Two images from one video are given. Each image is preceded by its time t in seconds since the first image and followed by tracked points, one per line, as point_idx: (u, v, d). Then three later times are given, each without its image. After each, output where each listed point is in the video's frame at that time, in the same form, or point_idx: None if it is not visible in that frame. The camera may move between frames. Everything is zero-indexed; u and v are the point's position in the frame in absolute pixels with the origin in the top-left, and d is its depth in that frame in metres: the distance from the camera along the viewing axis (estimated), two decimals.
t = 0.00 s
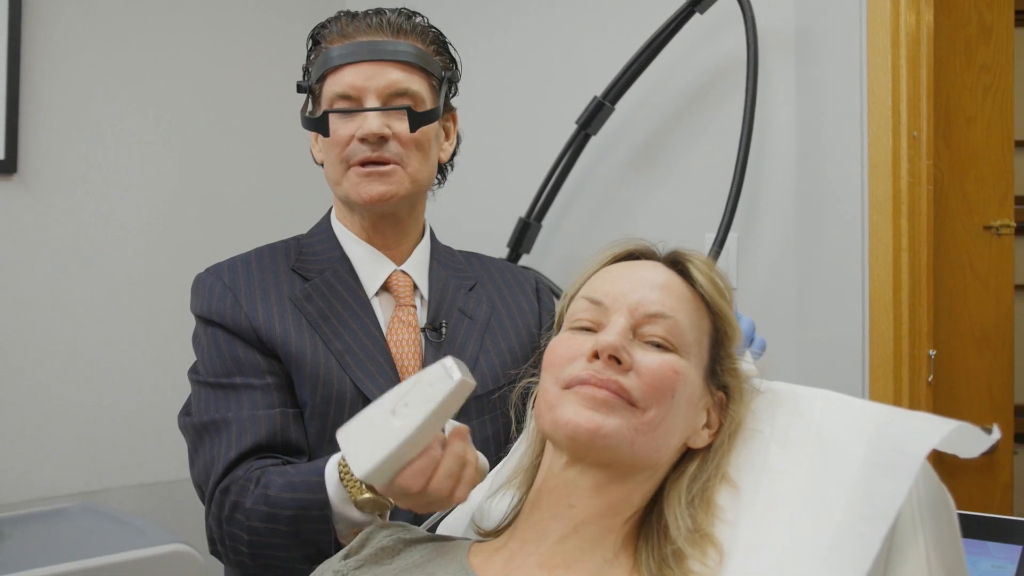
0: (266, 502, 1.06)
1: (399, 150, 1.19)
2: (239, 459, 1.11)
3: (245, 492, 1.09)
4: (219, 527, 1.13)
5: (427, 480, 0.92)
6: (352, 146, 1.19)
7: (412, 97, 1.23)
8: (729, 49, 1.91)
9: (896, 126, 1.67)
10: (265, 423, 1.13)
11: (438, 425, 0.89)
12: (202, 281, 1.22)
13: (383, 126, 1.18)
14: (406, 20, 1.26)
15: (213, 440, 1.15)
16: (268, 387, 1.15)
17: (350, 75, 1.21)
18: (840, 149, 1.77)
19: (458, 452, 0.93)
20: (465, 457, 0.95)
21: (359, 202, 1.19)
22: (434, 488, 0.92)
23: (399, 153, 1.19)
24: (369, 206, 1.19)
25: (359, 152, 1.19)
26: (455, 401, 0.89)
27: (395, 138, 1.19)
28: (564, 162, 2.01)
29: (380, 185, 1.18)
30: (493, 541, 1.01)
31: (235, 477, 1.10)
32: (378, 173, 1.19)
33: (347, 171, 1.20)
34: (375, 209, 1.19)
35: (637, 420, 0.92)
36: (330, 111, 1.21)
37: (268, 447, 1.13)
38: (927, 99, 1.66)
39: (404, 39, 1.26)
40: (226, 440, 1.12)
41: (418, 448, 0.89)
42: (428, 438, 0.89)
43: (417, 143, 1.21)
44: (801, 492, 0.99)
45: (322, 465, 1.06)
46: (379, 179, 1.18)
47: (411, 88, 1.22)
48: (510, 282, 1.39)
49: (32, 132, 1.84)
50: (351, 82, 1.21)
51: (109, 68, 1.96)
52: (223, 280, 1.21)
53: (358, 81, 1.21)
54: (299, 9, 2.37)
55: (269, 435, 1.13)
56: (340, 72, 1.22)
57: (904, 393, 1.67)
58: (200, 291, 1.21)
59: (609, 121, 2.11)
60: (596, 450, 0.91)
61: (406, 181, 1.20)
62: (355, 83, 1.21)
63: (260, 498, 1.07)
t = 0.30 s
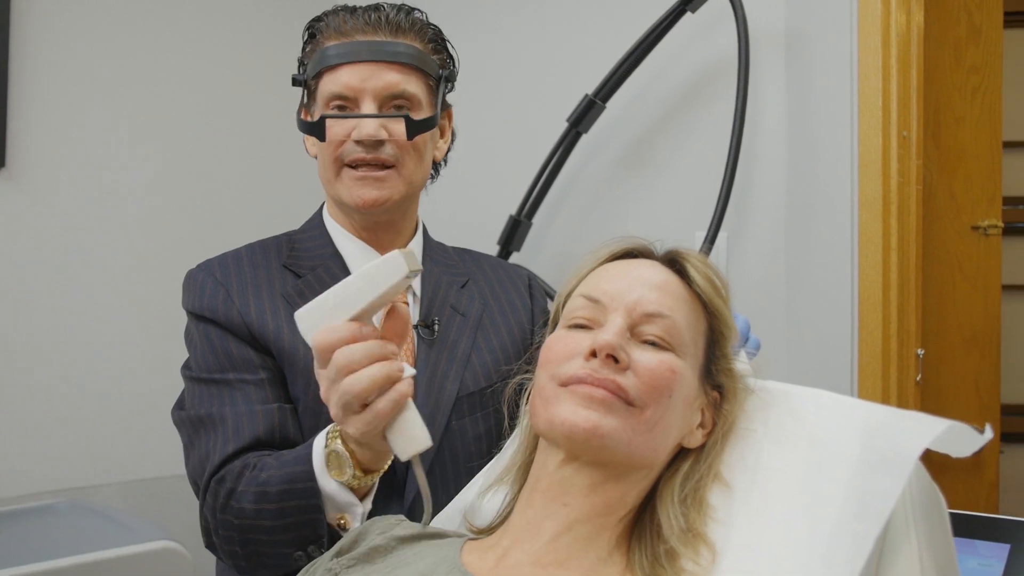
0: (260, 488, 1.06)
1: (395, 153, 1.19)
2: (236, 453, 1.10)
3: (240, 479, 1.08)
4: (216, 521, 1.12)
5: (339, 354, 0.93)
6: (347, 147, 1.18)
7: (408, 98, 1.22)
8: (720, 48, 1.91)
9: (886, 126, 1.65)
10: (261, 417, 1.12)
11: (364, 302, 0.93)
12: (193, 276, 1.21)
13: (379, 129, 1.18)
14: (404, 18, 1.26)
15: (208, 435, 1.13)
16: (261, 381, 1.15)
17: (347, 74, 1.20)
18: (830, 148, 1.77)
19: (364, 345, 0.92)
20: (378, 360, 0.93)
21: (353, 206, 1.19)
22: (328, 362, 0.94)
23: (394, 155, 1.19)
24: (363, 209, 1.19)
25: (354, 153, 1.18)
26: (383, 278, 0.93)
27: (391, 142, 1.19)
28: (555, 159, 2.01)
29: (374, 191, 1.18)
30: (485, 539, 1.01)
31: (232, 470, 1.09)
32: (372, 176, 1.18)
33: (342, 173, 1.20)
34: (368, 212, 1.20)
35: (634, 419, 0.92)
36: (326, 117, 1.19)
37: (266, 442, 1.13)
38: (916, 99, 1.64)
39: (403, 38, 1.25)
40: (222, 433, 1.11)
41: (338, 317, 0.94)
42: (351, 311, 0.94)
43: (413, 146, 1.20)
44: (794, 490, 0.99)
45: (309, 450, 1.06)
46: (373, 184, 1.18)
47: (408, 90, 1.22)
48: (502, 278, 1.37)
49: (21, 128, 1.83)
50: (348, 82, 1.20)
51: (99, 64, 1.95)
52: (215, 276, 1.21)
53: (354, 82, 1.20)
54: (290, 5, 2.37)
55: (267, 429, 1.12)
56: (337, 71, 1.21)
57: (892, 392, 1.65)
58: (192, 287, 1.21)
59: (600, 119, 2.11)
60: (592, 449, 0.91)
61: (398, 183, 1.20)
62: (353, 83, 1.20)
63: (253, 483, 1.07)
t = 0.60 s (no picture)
0: (230, 495, 1.05)
1: (374, 160, 1.19)
2: (204, 458, 1.09)
3: (210, 485, 1.07)
4: (183, 527, 1.10)
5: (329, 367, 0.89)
6: (327, 153, 1.18)
7: (388, 106, 1.22)
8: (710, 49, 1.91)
9: (874, 127, 1.62)
10: (230, 421, 1.11)
11: (369, 322, 0.89)
12: (160, 278, 1.20)
13: (360, 137, 1.17)
14: (385, 22, 1.26)
15: (175, 440, 1.12)
16: (229, 385, 1.14)
17: (329, 78, 1.19)
18: (818, 149, 1.77)
19: (357, 362, 0.89)
20: (367, 381, 0.89)
21: (329, 213, 1.20)
22: (320, 368, 0.91)
23: (374, 162, 1.19)
24: (340, 215, 1.20)
25: (335, 160, 1.18)
26: (389, 305, 0.87)
27: (371, 149, 1.19)
28: (544, 159, 2.00)
29: (353, 200, 1.19)
30: (477, 538, 1.01)
31: (200, 476, 1.08)
32: (352, 184, 1.19)
33: (319, 179, 1.20)
34: (345, 218, 1.21)
35: (626, 419, 0.92)
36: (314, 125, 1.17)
37: (234, 446, 1.11)
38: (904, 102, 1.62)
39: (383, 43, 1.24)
40: (189, 438, 1.10)
41: (343, 328, 0.90)
42: (356, 327, 0.90)
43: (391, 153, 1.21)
44: (784, 490, 1.00)
45: (281, 459, 1.04)
46: (352, 193, 1.19)
47: (389, 96, 1.21)
48: (470, 276, 1.37)
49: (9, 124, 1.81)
50: (329, 87, 1.18)
51: (89, 60, 1.94)
52: (182, 278, 1.19)
53: (337, 87, 1.18)
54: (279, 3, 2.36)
55: (236, 433, 1.11)
56: (318, 73, 1.19)
57: (879, 392, 1.63)
58: (159, 290, 1.19)
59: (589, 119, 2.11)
60: (584, 449, 0.91)
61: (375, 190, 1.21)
62: (335, 87, 1.18)
63: (225, 490, 1.05)
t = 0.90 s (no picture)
0: (198, 513, 0.99)
1: (333, 149, 1.19)
2: (162, 476, 1.03)
3: (173, 504, 1.01)
4: (142, 549, 1.04)
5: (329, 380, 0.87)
6: (291, 139, 1.16)
7: (345, 97, 1.22)
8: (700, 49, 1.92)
9: (862, 127, 1.62)
10: (185, 437, 1.05)
11: (373, 339, 0.86)
12: (100, 289, 1.14)
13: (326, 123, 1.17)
14: (338, 18, 1.26)
15: (127, 459, 1.05)
16: (182, 399, 1.07)
17: (294, 63, 1.17)
18: (807, 150, 1.78)
19: (359, 378, 0.87)
20: (366, 398, 0.88)
21: (286, 200, 1.17)
22: (321, 378, 0.89)
23: (332, 152, 1.19)
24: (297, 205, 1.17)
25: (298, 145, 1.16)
26: (394, 326, 0.85)
27: (330, 138, 1.18)
28: (533, 159, 2.00)
29: (313, 186, 1.16)
30: (471, 538, 1.01)
31: (160, 496, 1.02)
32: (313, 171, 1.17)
33: (277, 164, 1.17)
34: (302, 209, 1.18)
35: (623, 419, 0.92)
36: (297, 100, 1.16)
37: (192, 462, 1.05)
38: (892, 103, 1.62)
39: (339, 35, 1.24)
40: (143, 457, 1.04)
41: (348, 342, 0.88)
42: (360, 342, 0.87)
43: (345, 143, 1.21)
44: (778, 490, 1.00)
45: (255, 476, 0.99)
46: (312, 179, 1.17)
47: (348, 87, 1.21)
48: (414, 273, 1.36)
49: None
50: (295, 71, 1.17)
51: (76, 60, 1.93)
52: (123, 288, 1.13)
53: (302, 72, 1.17)
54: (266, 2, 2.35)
55: (192, 449, 1.04)
56: (281, 58, 1.17)
57: (866, 391, 1.64)
58: (99, 303, 1.13)
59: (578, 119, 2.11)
60: (581, 449, 0.92)
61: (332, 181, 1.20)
62: (300, 73, 1.17)
63: (192, 510, 1.00)
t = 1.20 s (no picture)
0: (195, 529, 1.00)
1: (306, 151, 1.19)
2: (147, 490, 1.02)
3: (166, 520, 1.01)
4: (127, 563, 1.03)
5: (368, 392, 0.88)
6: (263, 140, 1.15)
7: (315, 98, 1.22)
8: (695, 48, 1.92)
9: (859, 124, 1.62)
10: (168, 449, 1.04)
11: (421, 364, 0.89)
12: (68, 297, 1.11)
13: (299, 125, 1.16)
14: (307, 19, 1.25)
15: (106, 474, 1.04)
16: (162, 411, 1.06)
17: (264, 66, 1.17)
18: (803, 148, 1.78)
19: (394, 396, 0.87)
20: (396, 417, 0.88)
21: (261, 200, 1.15)
22: (356, 391, 0.89)
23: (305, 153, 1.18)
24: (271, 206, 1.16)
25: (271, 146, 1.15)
26: (447, 355, 0.89)
27: (302, 141, 1.18)
28: (529, 159, 2.00)
29: (289, 184, 1.15)
30: (472, 537, 1.02)
31: (149, 512, 1.01)
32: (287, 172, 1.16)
33: (249, 165, 1.15)
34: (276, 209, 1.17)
35: (625, 418, 0.93)
36: (272, 107, 1.15)
37: (177, 475, 1.04)
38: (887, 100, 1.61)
39: (307, 36, 1.24)
40: (127, 472, 1.03)
41: (394, 362, 0.91)
42: (407, 365, 0.90)
43: (316, 145, 1.21)
44: (779, 487, 1.01)
45: (258, 491, 1.00)
46: (289, 176, 1.16)
47: (318, 89, 1.21)
48: (380, 275, 1.37)
49: None
50: (266, 74, 1.16)
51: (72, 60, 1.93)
52: (94, 295, 1.11)
53: (273, 74, 1.17)
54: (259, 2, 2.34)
55: (176, 463, 1.04)
56: (251, 61, 1.16)
57: (862, 388, 1.64)
58: (68, 312, 1.10)
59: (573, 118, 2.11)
60: (583, 447, 0.92)
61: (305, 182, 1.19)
62: (272, 75, 1.17)
63: (186, 525, 1.00)
